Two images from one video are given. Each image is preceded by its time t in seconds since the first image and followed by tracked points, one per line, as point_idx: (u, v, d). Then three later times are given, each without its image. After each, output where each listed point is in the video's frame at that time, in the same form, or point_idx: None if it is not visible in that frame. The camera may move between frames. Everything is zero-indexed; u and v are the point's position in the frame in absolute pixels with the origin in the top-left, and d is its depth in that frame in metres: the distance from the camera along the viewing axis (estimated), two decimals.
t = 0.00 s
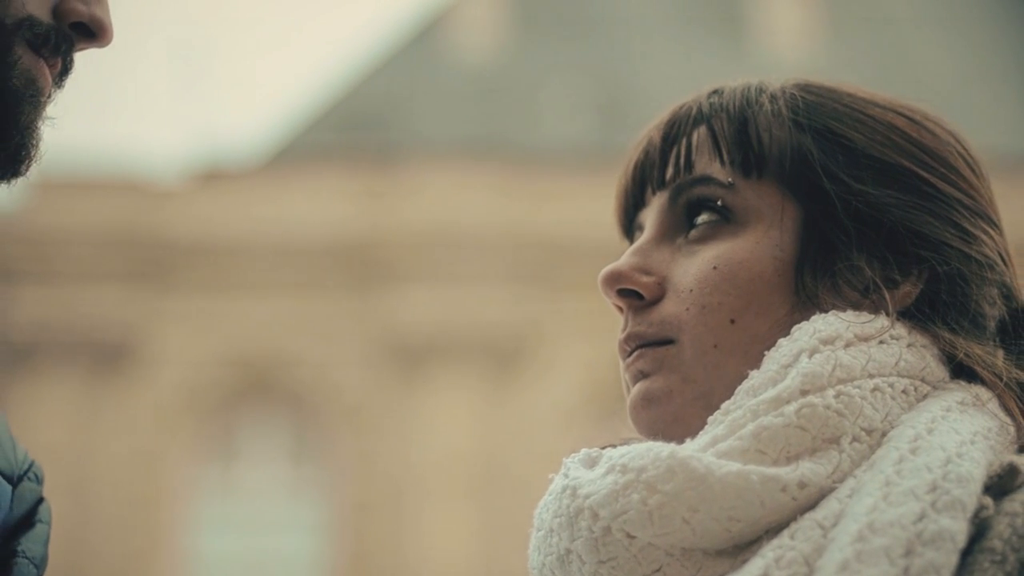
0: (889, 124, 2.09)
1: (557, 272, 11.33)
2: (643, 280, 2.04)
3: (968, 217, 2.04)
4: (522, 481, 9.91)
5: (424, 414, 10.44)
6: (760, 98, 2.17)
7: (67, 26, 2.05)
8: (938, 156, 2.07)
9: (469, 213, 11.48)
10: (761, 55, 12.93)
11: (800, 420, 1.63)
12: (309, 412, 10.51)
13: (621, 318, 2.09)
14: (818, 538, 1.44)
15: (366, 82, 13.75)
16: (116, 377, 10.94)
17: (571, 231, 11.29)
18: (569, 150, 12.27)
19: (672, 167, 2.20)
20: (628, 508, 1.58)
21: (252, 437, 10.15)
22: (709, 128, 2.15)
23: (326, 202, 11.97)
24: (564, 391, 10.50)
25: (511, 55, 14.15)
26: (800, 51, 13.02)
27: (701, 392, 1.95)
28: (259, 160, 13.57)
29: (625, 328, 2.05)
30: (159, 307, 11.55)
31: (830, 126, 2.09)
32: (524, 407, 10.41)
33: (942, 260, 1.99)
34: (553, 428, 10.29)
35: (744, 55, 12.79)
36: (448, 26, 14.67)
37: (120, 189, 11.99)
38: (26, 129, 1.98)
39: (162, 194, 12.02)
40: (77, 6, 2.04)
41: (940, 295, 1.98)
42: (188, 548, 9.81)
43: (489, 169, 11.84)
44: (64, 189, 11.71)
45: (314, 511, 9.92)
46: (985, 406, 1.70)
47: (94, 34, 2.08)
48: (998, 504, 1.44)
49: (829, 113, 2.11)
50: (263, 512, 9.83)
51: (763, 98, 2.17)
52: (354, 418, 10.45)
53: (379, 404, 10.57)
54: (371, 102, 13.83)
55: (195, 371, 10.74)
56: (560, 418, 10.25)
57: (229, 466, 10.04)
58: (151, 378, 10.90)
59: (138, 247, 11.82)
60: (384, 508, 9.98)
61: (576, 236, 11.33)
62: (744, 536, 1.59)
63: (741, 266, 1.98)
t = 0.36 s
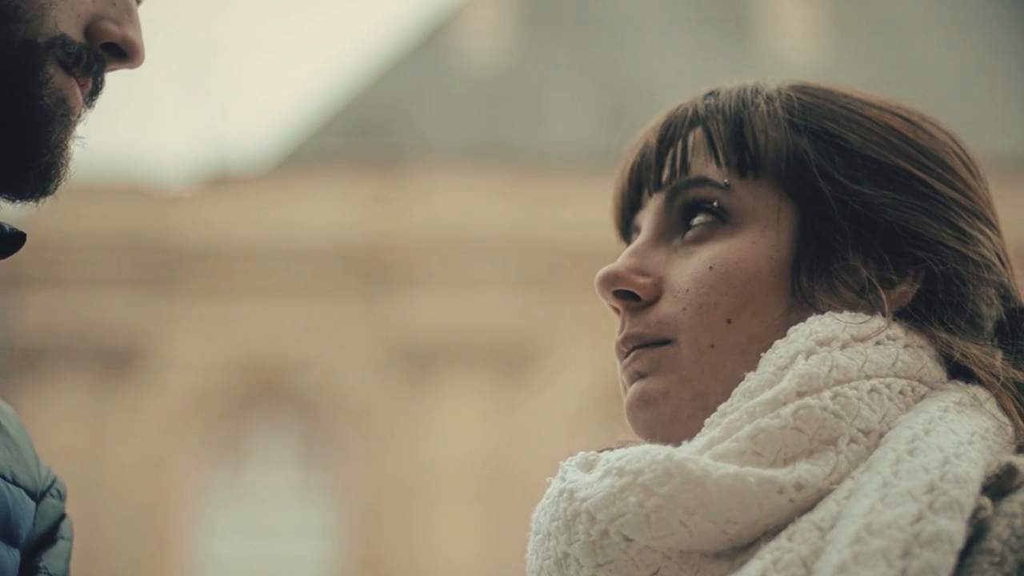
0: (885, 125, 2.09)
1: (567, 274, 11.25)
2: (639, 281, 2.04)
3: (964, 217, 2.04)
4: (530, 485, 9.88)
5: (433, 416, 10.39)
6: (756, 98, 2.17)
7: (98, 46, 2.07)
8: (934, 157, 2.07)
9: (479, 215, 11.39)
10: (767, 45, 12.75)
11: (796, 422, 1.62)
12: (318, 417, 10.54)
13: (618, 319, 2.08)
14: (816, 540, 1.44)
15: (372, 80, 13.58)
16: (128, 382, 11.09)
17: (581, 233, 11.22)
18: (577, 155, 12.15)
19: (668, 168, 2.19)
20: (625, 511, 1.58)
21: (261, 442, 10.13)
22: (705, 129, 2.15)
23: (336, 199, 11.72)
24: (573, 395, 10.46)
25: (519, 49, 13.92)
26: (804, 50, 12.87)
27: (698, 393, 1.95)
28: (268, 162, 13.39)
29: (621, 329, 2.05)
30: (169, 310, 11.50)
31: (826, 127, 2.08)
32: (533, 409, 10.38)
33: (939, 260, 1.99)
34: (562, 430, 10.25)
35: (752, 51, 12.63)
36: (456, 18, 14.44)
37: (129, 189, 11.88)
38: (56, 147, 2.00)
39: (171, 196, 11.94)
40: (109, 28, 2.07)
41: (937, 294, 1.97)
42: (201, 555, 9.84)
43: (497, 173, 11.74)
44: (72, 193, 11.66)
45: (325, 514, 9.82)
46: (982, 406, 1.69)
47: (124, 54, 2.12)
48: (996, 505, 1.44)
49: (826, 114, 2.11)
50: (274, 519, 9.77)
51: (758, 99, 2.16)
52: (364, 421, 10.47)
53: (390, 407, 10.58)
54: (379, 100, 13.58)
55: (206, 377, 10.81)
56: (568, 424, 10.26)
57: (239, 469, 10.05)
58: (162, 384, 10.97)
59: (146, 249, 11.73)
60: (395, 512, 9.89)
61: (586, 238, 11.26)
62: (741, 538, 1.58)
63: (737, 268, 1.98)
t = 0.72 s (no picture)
0: (881, 125, 2.08)
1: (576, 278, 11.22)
2: (634, 283, 2.03)
3: (961, 218, 2.03)
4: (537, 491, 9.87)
5: (444, 420, 10.46)
6: (751, 99, 2.16)
7: (141, 69, 2.13)
8: (931, 158, 2.06)
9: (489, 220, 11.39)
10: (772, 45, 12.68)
11: (793, 424, 1.62)
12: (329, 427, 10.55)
13: (613, 321, 2.08)
14: (813, 542, 1.43)
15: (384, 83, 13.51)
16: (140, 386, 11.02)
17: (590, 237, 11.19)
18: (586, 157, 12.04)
19: (662, 170, 2.18)
20: (623, 515, 1.58)
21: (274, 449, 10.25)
22: (700, 130, 2.14)
23: (350, 203, 11.63)
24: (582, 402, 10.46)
25: (530, 51, 13.93)
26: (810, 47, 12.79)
27: (693, 395, 1.94)
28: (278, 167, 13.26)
29: (616, 331, 2.04)
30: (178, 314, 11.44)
31: (822, 128, 2.08)
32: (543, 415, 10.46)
33: (934, 261, 1.99)
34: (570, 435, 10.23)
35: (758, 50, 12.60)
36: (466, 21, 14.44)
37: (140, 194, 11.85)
38: (97, 169, 2.08)
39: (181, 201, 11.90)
40: (151, 51, 2.12)
41: (933, 295, 1.97)
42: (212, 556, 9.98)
43: (507, 176, 11.71)
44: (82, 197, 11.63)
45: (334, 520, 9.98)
46: (980, 407, 1.69)
47: (167, 78, 2.16)
48: (995, 505, 1.43)
49: (821, 115, 2.10)
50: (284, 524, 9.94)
51: (753, 99, 2.16)
52: (375, 426, 10.49)
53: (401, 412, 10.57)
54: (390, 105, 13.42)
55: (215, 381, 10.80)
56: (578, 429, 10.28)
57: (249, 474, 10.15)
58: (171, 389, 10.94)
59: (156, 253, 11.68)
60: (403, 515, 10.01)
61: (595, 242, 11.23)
62: (739, 541, 1.58)
63: (731, 270, 1.97)
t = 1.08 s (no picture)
0: (876, 130, 2.08)
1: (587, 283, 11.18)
2: (629, 287, 2.03)
3: (955, 222, 2.03)
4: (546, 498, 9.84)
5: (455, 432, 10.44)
6: (745, 104, 2.16)
7: (178, 91, 2.18)
8: (925, 162, 2.06)
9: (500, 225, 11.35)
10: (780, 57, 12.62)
11: (787, 426, 1.62)
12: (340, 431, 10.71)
13: (608, 325, 2.07)
14: (809, 544, 1.42)
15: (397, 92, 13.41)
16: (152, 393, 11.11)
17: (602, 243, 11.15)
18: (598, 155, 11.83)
19: (658, 175, 2.18)
20: (617, 519, 1.57)
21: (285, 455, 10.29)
22: (695, 135, 2.14)
23: (358, 214, 11.78)
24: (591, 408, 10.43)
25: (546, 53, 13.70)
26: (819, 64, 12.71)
27: (686, 398, 1.94)
28: (291, 173, 13.19)
29: (611, 334, 2.04)
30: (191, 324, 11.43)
31: (817, 132, 2.08)
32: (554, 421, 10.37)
33: (929, 265, 1.98)
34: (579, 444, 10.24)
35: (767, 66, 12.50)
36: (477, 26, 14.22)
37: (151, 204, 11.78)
38: (132, 191, 2.10)
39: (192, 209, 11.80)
40: (190, 71, 2.17)
41: (927, 298, 1.97)
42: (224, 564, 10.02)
43: (518, 180, 11.63)
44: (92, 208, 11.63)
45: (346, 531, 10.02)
46: (974, 408, 1.68)
47: (206, 99, 2.22)
48: (990, 506, 1.42)
49: (816, 119, 2.10)
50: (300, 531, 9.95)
51: (748, 104, 2.16)
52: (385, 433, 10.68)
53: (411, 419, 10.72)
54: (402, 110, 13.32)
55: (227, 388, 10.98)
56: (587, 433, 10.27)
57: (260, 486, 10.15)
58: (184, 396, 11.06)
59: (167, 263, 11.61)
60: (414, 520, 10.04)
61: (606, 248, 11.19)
62: (734, 543, 1.57)
63: (725, 273, 1.97)
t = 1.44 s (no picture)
0: (875, 132, 2.09)
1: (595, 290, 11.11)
2: (627, 290, 2.03)
3: (954, 224, 2.03)
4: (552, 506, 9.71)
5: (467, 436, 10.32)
6: (743, 107, 2.16)
7: (217, 112, 2.13)
8: (924, 164, 2.06)
9: (508, 230, 11.39)
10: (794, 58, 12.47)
11: (789, 428, 1.61)
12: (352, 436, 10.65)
13: (606, 328, 2.07)
14: (813, 546, 1.42)
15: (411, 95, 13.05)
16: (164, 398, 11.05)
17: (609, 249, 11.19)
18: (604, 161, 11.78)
19: (656, 180, 2.18)
20: (620, 524, 1.57)
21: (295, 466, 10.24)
22: (693, 139, 2.14)
23: (367, 222, 11.66)
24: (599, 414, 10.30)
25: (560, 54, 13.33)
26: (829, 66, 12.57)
27: (686, 401, 1.93)
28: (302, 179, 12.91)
29: (610, 338, 2.04)
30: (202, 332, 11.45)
31: (815, 135, 2.09)
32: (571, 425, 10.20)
33: (927, 266, 1.98)
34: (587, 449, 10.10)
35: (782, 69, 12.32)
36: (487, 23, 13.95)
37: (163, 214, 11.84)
38: (169, 214, 2.06)
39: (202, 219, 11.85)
40: (230, 93, 2.13)
41: (926, 299, 1.97)
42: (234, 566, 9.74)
43: (526, 186, 11.61)
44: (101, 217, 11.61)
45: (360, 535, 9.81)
46: (975, 408, 1.68)
47: (247, 122, 2.17)
48: (992, 505, 1.43)
49: (813, 122, 2.11)
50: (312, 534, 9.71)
51: (746, 107, 2.16)
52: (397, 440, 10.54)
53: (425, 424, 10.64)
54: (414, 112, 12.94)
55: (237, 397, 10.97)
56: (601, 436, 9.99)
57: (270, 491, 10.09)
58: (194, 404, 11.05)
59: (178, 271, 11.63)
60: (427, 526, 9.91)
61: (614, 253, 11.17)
62: (738, 546, 1.57)
63: (723, 276, 1.97)
